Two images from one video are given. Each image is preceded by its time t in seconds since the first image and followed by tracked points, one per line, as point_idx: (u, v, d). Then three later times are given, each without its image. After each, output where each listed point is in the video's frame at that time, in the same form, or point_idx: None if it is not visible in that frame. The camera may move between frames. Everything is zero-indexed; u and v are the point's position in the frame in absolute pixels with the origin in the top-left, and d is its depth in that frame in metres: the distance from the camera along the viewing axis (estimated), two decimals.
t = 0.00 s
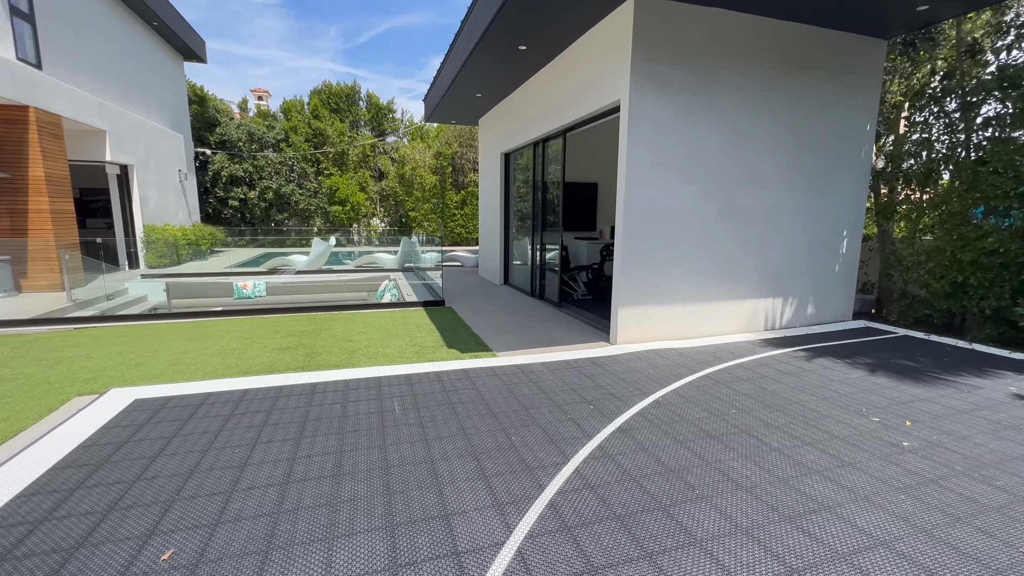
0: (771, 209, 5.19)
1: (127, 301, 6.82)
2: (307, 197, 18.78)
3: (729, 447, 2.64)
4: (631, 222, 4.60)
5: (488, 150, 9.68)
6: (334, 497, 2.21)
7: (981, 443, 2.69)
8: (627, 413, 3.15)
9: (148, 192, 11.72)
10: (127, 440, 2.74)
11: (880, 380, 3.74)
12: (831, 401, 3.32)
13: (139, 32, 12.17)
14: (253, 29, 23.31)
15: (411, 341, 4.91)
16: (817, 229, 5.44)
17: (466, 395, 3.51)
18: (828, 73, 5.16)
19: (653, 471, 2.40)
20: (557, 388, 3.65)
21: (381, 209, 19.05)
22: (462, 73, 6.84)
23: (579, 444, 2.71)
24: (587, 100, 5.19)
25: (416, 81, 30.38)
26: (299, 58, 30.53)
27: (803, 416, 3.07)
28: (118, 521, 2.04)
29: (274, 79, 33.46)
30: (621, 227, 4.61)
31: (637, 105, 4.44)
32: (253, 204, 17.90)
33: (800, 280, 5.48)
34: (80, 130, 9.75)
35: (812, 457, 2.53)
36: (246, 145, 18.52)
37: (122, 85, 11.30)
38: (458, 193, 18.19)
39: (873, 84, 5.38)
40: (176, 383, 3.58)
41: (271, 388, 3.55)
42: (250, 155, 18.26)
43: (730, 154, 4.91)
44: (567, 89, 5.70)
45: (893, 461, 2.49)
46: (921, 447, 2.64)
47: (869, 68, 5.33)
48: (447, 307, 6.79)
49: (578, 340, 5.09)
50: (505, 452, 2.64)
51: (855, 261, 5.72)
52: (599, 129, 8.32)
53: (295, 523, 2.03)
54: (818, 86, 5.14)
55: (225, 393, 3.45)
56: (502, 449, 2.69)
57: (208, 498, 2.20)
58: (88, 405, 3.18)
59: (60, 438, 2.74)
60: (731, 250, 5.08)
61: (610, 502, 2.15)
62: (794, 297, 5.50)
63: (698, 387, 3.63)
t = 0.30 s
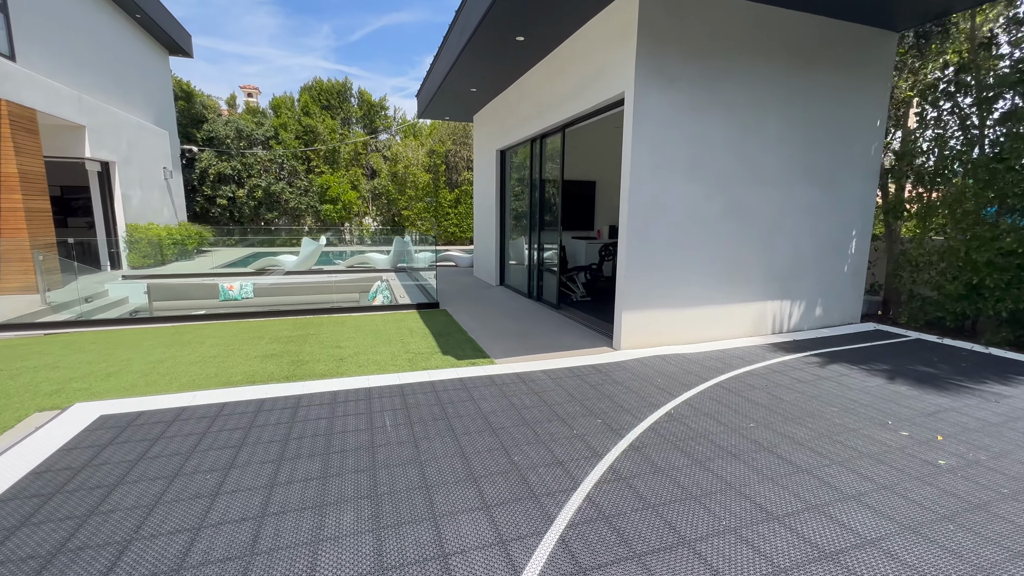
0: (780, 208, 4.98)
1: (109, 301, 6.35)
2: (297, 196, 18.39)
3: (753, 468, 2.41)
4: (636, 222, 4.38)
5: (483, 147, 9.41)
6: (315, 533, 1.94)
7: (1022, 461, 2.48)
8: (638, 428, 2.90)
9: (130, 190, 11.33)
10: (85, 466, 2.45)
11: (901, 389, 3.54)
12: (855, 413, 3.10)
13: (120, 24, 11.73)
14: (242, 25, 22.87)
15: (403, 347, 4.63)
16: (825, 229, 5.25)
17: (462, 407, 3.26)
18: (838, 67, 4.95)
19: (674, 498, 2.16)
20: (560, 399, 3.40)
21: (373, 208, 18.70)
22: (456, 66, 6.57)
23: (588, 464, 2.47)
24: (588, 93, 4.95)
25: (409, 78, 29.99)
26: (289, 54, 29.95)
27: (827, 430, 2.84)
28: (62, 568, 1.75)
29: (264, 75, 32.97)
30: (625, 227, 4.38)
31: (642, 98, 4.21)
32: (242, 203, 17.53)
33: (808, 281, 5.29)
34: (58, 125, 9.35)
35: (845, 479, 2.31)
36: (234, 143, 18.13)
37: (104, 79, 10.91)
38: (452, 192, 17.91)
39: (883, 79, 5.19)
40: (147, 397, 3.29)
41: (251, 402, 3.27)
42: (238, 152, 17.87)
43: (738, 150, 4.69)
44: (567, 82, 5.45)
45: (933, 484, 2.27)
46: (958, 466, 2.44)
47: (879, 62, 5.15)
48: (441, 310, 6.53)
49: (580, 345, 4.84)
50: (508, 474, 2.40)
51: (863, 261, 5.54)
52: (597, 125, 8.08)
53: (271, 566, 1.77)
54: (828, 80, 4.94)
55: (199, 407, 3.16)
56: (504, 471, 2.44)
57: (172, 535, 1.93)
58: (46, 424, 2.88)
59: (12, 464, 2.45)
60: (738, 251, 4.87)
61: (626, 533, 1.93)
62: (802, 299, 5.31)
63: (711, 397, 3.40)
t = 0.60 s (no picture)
0: (789, 206, 4.79)
1: (85, 305, 5.97)
2: (286, 194, 17.97)
3: (786, 494, 2.18)
4: (641, 220, 4.16)
5: (477, 143, 9.16)
6: None
7: None
8: (653, 445, 2.66)
9: (111, 188, 10.93)
10: (36, 496, 2.17)
11: (924, 397, 3.35)
12: (882, 425, 2.90)
13: (100, 16, 11.29)
14: (229, 19, 22.37)
15: (396, 353, 4.37)
16: (835, 228, 5.06)
17: (461, 421, 3.01)
18: (849, 60, 4.76)
19: (702, 530, 1.93)
20: (566, 411, 3.17)
21: (364, 206, 18.34)
22: (450, 59, 6.31)
23: (601, 488, 2.24)
24: (591, 84, 4.71)
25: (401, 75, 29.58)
26: (277, 48, 29.31)
27: (857, 447, 2.63)
28: None
29: (253, 71, 32.39)
30: (630, 225, 4.16)
31: (648, 90, 3.98)
32: (230, 201, 17.13)
33: (817, 282, 5.10)
34: (33, 120, 8.95)
35: (888, 506, 2.08)
36: (221, 139, 17.70)
37: (83, 72, 10.49)
38: (445, 190, 17.61)
39: (894, 72, 5.02)
40: (115, 413, 3.01)
41: (229, 418, 2.98)
42: (225, 149, 17.45)
43: (746, 146, 4.49)
44: (568, 74, 5.21)
45: (982, 509, 2.07)
46: (1004, 487, 2.24)
47: (891, 54, 4.97)
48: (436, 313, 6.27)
49: (582, 350, 4.61)
50: (514, 501, 2.16)
51: (872, 261, 5.36)
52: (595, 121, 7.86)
53: None
54: (839, 73, 4.74)
55: (171, 425, 2.87)
56: (509, 496, 2.20)
57: None
58: None
59: None
60: (747, 250, 4.67)
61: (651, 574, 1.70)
62: (811, 301, 5.12)
63: (727, 408, 3.18)
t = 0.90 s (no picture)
0: (798, 204, 4.59)
1: (57, 308, 5.50)
2: (273, 193, 17.52)
3: (824, 524, 1.96)
4: (647, 219, 3.93)
5: (470, 140, 8.89)
6: None
7: None
8: (672, 465, 2.42)
9: (88, 186, 10.49)
10: None
11: (950, 407, 3.16)
12: (911, 439, 2.70)
13: (76, 8, 10.84)
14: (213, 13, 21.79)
15: (387, 361, 4.09)
16: (843, 226, 4.88)
17: (459, 438, 2.75)
18: (859, 52, 4.58)
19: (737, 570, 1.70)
20: (573, 425, 2.92)
21: (354, 205, 17.94)
22: (442, 52, 6.04)
23: (620, 519, 1.99)
24: (593, 76, 4.47)
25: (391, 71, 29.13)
26: (263, 44, 28.70)
27: (891, 465, 2.42)
28: None
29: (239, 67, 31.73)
30: (635, 225, 3.93)
31: (654, 81, 3.76)
32: (214, 200, 16.69)
33: (826, 283, 4.92)
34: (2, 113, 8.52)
35: (937, 537, 1.88)
36: (205, 136, 17.24)
37: (56, 65, 10.03)
38: (437, 189, 17.29)
39: (904, 66, 4.85)
40: (73, 435, 2.69)
41: (202, 439, 2.68)
42: (209, 146, 17.00)
43: (755, 141, 4.28)
44: (567, 66, 4.97)
45: None
46: None
47: (901, 46, 4.80)
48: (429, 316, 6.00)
49: (584, 356, 4.37)
50: (523, 535, 1.91)
51: (880, 261, 5.20)
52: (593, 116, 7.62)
53: None
54: (849, 65, 4.55)
55: (136, 448, 2.56)
56: (516, 529, 1.95)
57: None
58: None
59: None
60: (755, 250, 4.47)
61: None
62: (819, 302, 4.94)
63: (745, 420, 2.96)
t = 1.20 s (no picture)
0: (804, 204, 4.42)
1: (24, 314, 5.06)
2: (257, 192, 17.05)
3: (869, 562, 1.75)
4: (652, 219, 3.73)
5: (461, 137, 8.63)
6: None
7: None
8: (693, 491, 2.20)
9: (59, 185, 10.03)
10: None
11: (975, 418, 3.00)
12: (943, 456, 2.51)
13: None
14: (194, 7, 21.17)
15: (376, 372, 3.81)
16: (849, 226, 4.73)
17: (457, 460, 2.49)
18: (867, 45, 4.41)
19: None
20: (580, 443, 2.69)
21: (341, 204, 17.53)
22: (431, 45, 5.76)
23: (643, 558, 1.77)
24: (593, 68, 4.24)
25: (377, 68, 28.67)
26: (246, 39, 28.01)
27: (928, 487, 2.23)
28: None
29: (221, 63, 31.03)
30: (640, 225, 3.72)
31: (660, 72, 3.54)
32: (195, 199, 16.27)
33: (832, 285, 4.77)
34: None
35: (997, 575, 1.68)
36: (185, 133, 16.77)
37: (26, 59, 9.56)
38: (425, 187, 16.98)
39: (910, 61, 4.70)
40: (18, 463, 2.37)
41: (167, 467, 2.37)
42: (189, 143, 16.54)
43: (762, 137, 4.09)
44: (565, 58, 4.73)
45: None
46: None
47: (909, 41, 4.65)
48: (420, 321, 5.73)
49: (585, 364, 4.15)
50: None
51: (886, 262, 5.06)
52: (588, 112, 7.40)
53: None
54: (857, 59, 4.39)
55: (91, 478, 2.26)
56: (526, 571, 1.71)
57: None
58: None
59: None
60: (762, 252, 4.29)
61: None
62: (825, 305, 4.79)
63: (765, 436, 2.75)
